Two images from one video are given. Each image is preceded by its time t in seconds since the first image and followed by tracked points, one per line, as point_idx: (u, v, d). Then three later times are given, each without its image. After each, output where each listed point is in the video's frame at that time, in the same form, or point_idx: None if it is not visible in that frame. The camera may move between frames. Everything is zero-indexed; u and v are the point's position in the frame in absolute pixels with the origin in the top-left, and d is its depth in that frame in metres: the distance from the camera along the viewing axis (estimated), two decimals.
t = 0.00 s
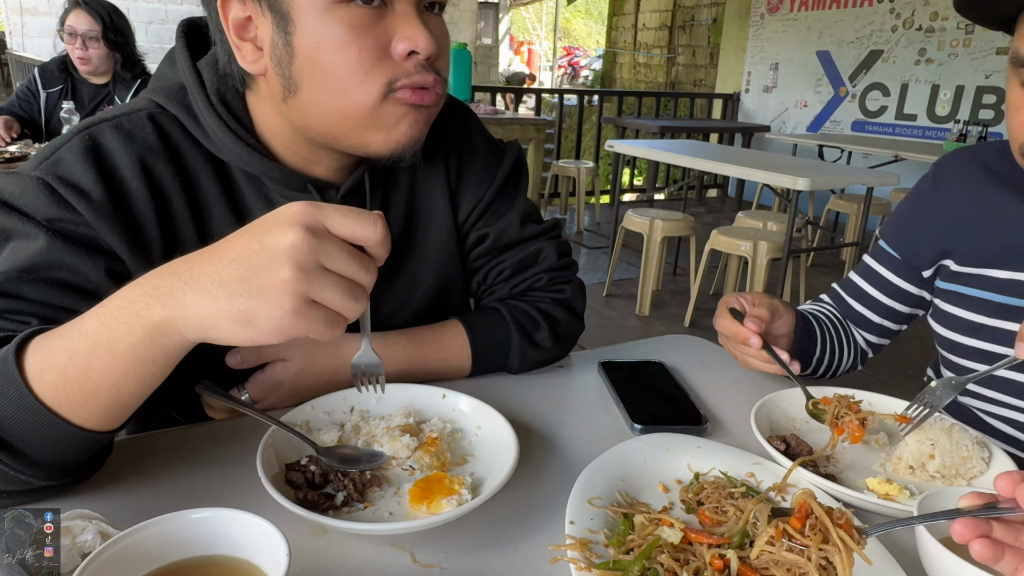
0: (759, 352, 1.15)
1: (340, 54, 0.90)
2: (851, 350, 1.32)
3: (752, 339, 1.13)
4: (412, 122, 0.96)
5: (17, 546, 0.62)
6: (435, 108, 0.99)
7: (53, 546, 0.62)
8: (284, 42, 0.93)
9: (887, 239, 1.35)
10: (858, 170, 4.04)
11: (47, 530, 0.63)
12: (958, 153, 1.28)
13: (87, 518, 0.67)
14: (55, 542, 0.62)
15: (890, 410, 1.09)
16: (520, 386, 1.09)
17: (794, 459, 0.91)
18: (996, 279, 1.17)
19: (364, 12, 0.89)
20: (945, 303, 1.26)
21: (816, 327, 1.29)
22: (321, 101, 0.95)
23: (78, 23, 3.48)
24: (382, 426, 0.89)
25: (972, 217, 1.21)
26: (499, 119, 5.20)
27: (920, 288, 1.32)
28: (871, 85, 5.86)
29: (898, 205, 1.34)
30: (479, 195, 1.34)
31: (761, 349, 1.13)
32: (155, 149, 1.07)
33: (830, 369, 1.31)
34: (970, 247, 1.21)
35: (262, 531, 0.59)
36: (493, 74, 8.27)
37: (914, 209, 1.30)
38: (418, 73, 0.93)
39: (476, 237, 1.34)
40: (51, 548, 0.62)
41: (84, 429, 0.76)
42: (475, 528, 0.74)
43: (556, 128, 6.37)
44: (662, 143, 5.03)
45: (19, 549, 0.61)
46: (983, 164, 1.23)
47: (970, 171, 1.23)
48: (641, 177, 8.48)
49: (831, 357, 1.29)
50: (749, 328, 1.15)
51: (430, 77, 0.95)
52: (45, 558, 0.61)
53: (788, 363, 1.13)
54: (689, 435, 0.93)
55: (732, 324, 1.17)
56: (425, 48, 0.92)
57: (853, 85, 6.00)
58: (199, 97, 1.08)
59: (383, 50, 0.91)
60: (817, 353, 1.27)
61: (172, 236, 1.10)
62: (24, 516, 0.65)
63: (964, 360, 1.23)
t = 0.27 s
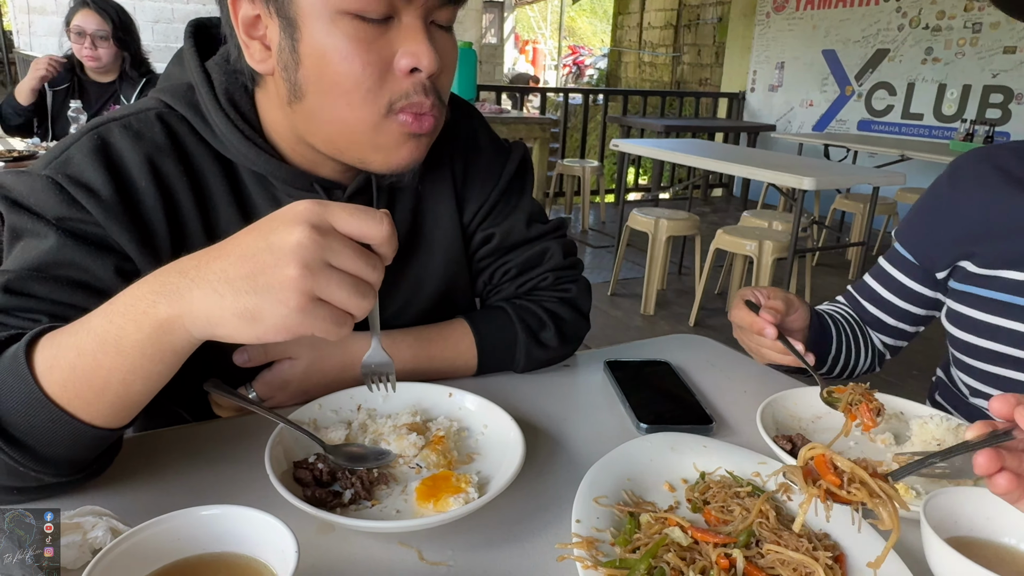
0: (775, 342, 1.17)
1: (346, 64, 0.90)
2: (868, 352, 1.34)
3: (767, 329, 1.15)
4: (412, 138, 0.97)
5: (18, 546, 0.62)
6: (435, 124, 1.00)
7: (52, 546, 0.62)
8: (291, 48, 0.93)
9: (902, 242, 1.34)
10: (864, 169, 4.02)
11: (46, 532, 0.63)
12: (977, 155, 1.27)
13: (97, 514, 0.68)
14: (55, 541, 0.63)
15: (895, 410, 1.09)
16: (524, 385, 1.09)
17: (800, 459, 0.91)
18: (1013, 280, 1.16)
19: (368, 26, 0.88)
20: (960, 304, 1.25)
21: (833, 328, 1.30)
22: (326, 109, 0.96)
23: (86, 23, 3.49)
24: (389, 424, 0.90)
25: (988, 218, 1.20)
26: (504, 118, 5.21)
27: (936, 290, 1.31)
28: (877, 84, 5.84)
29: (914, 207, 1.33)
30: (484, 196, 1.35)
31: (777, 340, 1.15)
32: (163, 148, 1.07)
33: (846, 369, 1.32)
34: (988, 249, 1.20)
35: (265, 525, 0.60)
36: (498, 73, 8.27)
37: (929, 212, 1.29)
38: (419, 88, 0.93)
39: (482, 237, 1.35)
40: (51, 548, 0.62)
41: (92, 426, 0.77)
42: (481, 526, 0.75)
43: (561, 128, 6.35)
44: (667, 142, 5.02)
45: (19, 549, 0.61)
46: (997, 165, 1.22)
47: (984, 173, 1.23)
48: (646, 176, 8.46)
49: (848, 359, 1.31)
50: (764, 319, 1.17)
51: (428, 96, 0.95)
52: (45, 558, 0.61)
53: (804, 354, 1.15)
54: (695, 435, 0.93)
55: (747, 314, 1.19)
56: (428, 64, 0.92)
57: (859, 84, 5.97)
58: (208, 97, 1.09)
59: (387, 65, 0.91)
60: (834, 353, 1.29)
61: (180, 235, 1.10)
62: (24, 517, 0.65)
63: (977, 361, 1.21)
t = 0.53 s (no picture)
0: (790, 314, 1.17)
1: (357, 71, 0.90)
2: (879, 342, 1.33)
3: (784, 299, 1.15)
4: (418, 144, 0.98)
5: (18, 545, 0.61)
6: (442, 132, 1.00)
7: (53, 546, 0.62)
8: (302, 50, 0.93)
9: (918, 236, 1.33)
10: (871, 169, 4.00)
11: (47, 533, 0.62)
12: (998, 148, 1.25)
13: (103, 514, 0.68)
14: (55, 541, 0.62)
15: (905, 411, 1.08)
16: (530, 384, 1.09)
17: (808, 459, 0.90)
18: None
19: (382, 35, 0.88)
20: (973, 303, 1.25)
21: (847, 317, 1.28)
22: (334, 113, 0.96)
23: (96, 22, 3.48)
24: (394, 424, 0.90)
25: (1011, 213, 1.18)
26: (509, 117, 5.22)
27: (950, 286, 1.31)
28: (883, 83, 5.81)
29: (931, 200, 1.31)
30: (490, 194, 1.34)
31: (792, 310, 1.15)
32: (170, 147, 1.07)
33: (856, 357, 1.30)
34: (1010, 246, 1.18)
35: (269, 524, 0.60)
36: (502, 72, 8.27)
37: (946, 208, 1.28)
38: (428, 97, 0.93)
39: (488, 236, 1.34)
40: (51, 548, 0.61)
41: (99, 423, 0.77)
42: (488, 527, 0.74)
43: (566, 126, 6.34)
44: (672, 141, 5.00)
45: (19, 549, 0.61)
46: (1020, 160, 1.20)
47: (1005, 168, 1.21)
48: (651, 175, 8.45)
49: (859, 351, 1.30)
50: (780, 289, 1.17)
51: (437, 106, 0.95)
52: (46, 558, 0.61)
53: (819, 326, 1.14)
54: (702, 435, 0.93)
55: (763, 286, 1.19)
56: (438, 75, 0.91)
57: (865, 83, 5.95)
58: (215, 96, 1.09)
59: (397, 73, 0.90)
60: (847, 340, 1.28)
61: (186, 234, 1.10)
62: (25, 518, 0.66)
63: (991, 361, 1.21)
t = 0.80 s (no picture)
0: (799, 309, 1.14)
1: (367, 72, 0.89)
2: (887, 340, 1.31)
3: (794, 295, 1.12)
4: (430, 147, 0.97)
5: (17, 547, 0.61)
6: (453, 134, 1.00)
7: (53, 546, 0.61)
8: (312, 51, 0.92)
9: (931, 233, 1.32)
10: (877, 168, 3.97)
11: (48, 533, 0.62)
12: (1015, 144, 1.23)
13: (108, 514, 0.67)
14: (55, 541, 0.62)
15: (916, 412, 1.07)
16: (537, 384, 1.08)
17: (820, 461, 0.89)
18: None
19: (393, 37, 0.87)
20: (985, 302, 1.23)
21: (854, 314, 1.26)
22: (344, 114, 0.95)
23: (103, 21, 3.52)
24: (401, 424, 0.89)
25: None
26: (513, 115, 5.21)
27: (963, 284, 1.30)
28: (890, 81, 5.78)
29: (945, 195, 1.30)
30: (498, 193, 1.33)
31: (801, 305, 1.12)
32: (176, 144, 1.06)
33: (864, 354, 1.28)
34: None
35: (274, 525, 0.59)
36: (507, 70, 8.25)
37: (960, 205, 1.27)
38: (438, 100, 0.92)
39: (495, 234, 1.33)
40: (51, 548, 0.61)
41: (104, 423, 0.76)
42: (495, 529, 0.73)
43: (570, 125, 6.32)
44: (677, 139, 4.98)
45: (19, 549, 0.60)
46: None
47: (1020, 163, 1.19)
48: (656, 174, 8.43)
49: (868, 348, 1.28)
50: (790, 284, 1.14)
51: (448, 109, 0.94)
52: (46, 557, 0.60)
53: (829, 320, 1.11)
54: (712, 436, 0.92)
55: (771, 281, 1.16)
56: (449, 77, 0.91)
57: (872, 81, 5.91)
58: (222, 94, 1.08)
59: (408, 75, 0.90)
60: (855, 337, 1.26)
61: (192, 231, 1.10)
62: (24, 517, 0.66)
63: (1006, 360, 1.19)
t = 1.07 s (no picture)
0: (790, 337, 1.13)
1: (380, 76, 0.89)
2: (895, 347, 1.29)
3: (784, 325, 1.10)
4: (441, 149, 0.97)
5: (17, 547, 0.62)
6: (464, 136, 0.99)
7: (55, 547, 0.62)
8: (325, 53, 0.92)
9: (935, 234, 1.31)
10: (883, 167, 3.95)
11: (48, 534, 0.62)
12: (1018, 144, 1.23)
13: (116, 512, 0.67)
14: (55, 542, 0.62)
15: (925, 413, 1.06)
16: (544, 384, 1.08)
17: (829, 463, 0.89)
18: None
19: (405, 40, 0.87)
20: (992, 303, 1.22)
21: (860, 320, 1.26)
22: (356, 117, 0.95)
23: (111, 19, 3.52)
24: (408, 423, 0.89)
25: None
26: (518, 114, 5.21)
27: (971, 286, 1.29)
28: (896, 80, 5.75)
29: (950, 196, 1.29)
30: (505, 191, 1.33)
31: (791, 336, 1.11)
32: (185, 143, 1.07)
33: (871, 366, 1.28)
34: None
35: (279, 523, 0.59)
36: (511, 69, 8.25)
37: (965, 205, 1.26)
38: (450, 103, 0.92)
39: (502, 233, 1.33)
40: (51, 548, 0.61)
41: (114, 422, 0.76)
42: (504, 528, 0.73)
43: (575, 124, 6.31)
44: (682, 138, 4.97)
45: (19, 548, 0.61)
46: None
47: None
48: (660, 173, 8.41)
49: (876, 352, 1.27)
50: (781, 312, 1.12)
51: (459, 112, 0.94)
52: (46, 557, 0.61)
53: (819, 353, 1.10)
54: (720, 436, 0.91)
55: (763, 308, 1.14)
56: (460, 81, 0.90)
57: (877, 80, 5.89)
58: (230, 94, 1.08)
59: (421, 78, 0.90)
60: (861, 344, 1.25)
61: (201, 230, 1.10)
62: (25, 517, 0.66)
63: (1015, 363, 1.18)
